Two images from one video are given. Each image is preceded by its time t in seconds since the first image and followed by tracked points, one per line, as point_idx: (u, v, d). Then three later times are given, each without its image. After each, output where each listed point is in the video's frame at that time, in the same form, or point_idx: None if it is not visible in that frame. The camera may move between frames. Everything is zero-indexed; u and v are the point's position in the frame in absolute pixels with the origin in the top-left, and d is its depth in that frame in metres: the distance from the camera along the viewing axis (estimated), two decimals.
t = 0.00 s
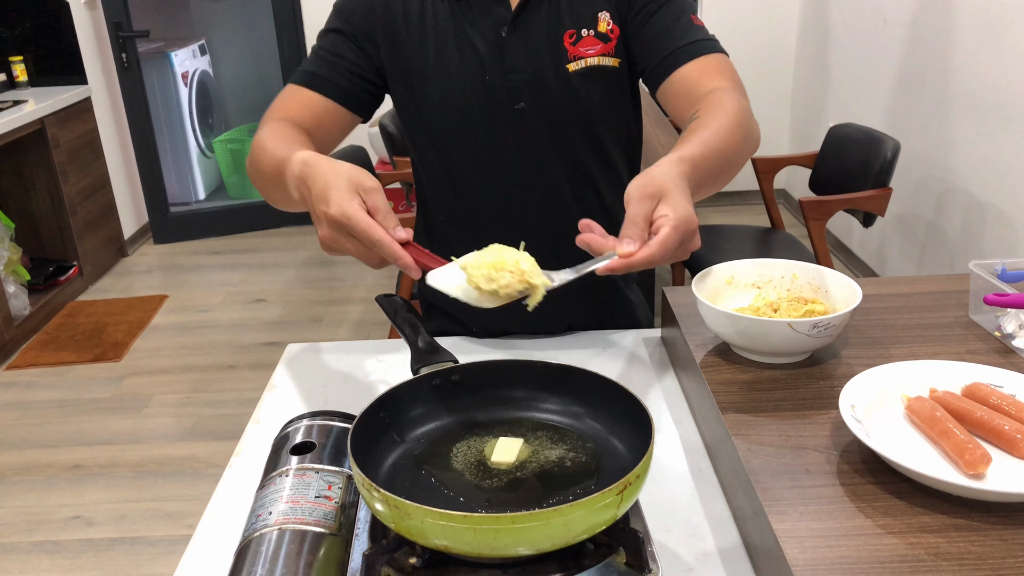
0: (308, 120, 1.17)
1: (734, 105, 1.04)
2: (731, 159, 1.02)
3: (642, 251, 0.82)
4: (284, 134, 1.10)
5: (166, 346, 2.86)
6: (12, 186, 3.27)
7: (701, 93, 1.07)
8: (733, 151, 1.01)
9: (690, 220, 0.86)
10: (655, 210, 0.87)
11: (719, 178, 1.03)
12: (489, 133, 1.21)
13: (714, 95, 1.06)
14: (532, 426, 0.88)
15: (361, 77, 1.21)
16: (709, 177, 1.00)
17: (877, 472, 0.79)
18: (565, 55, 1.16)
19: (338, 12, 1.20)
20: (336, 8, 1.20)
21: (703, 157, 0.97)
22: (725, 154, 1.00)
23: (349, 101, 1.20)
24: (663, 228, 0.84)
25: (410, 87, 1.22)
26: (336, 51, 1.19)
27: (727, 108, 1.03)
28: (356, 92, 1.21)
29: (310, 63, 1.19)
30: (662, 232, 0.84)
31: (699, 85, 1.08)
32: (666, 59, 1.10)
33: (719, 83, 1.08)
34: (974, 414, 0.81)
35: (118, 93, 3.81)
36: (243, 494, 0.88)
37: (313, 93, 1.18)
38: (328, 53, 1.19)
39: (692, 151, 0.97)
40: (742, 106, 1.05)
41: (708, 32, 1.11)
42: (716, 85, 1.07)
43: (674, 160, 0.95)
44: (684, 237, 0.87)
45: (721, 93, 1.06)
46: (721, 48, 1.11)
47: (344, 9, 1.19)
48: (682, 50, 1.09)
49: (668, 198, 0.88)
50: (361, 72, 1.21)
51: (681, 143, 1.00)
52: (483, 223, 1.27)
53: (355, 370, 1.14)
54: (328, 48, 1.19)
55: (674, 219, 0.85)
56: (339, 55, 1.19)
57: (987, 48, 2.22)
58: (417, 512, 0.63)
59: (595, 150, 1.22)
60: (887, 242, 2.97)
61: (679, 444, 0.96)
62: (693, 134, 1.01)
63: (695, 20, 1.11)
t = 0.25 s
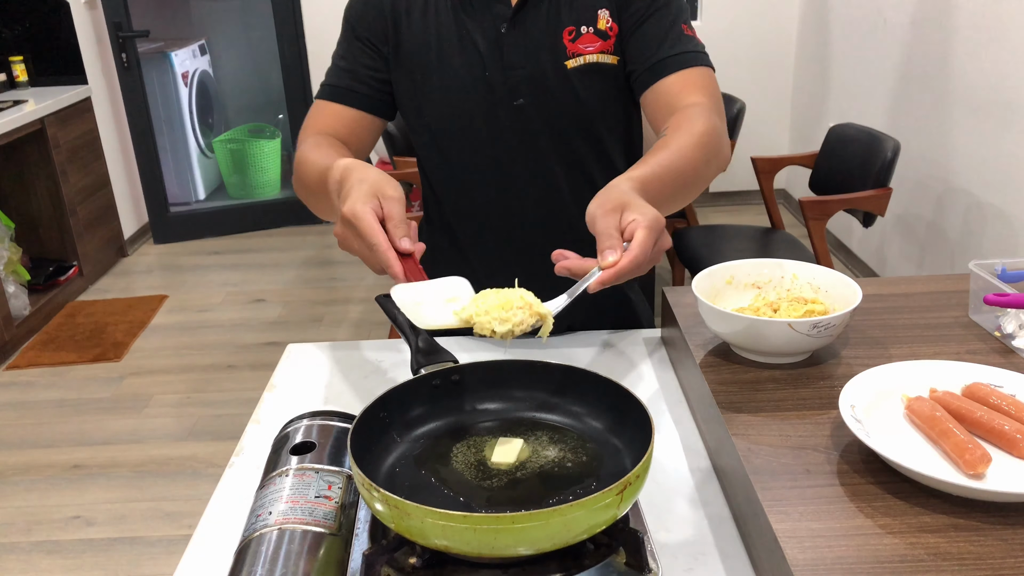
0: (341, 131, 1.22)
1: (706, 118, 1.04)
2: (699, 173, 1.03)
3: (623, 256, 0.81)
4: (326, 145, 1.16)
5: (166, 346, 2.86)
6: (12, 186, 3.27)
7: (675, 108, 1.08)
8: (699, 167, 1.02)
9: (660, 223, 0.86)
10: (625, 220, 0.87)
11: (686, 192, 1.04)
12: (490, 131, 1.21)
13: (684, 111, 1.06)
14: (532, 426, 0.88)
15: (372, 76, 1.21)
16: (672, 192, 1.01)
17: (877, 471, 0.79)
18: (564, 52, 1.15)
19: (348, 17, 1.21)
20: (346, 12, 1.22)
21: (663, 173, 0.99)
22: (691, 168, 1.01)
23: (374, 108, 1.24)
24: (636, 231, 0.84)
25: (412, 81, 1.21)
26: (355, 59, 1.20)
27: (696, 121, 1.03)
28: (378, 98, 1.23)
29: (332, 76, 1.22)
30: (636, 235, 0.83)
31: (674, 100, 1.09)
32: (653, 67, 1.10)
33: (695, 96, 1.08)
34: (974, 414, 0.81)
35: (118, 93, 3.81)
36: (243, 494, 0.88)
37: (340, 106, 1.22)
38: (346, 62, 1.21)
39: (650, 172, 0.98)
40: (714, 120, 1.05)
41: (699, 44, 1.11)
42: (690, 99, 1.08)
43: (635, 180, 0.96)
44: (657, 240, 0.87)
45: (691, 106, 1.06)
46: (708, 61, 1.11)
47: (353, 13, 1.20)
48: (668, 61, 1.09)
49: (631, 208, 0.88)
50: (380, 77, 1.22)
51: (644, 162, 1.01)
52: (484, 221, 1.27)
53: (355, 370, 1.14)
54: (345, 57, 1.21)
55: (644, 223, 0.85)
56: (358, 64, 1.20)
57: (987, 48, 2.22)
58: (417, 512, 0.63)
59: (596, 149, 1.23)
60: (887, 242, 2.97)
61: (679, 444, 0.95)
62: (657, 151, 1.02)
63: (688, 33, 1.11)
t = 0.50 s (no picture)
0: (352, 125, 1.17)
1: (692, 121, 1.02)
2: (680, 174, 1.02)
3: (605, 262, 0.80)
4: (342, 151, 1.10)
5: (166, 346, 2.86)
6: (12, 186, 3.27)
7: (662, 108, 1.07)
8: (680, 168, 1.01)
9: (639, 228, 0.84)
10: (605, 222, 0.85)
11: (667, 193, 1.02)
12: (492, 129, 1.21)
13: (671, 111, 1.04)
14: (532, 426, 0.88)
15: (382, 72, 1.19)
16: (652, 192, 0.99)
17: (877, 471, 0.79)
18: (565, 49, 1.16)
19: (357, 11, 1.19)
20: (353, 8, 1.20)
21: (645, 172, 0.97)
22: (672, 169, 0.99)
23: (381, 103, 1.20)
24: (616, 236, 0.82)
25: (416, 78, 1.21)
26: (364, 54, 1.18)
27: (682, 124, 1.02)
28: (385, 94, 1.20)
29: (339, 68, 1.18)
30: (617, 240, 0.81)
31: (661, 101, 1.07)
32: (648, 64, 1.09)
33: (685, 96, 1.07)
34: (974, 414, 0.81)
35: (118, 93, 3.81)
36: (243, 494, 0.88)
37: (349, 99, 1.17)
38: (354, 56, 1.18)
39: (633, 170, 0.96)
40: (700, 123, 1.03)
41: (695, 45, 1.10)
42: (679, 100, 1.06)
43: (617, 178, 0.94)
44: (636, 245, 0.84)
45: (679, 107, 1.05)
46: (702, 64, 1.09)
47: (363, 9, 1.18)
48: (660, 60, 1.08)
49: (612, 210, 0.86)
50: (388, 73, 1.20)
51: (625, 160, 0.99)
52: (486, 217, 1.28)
53: (355, 371, 1.14)
54: (353, 51, 1.18)
55: (625, 228, 0.82)
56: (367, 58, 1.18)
57: (987, 48, 2.22)
58: (417, 513, 0.63)
59: (598, 146, 1.23)
60: (887, 242, 2.97)
61: (679, 444, 0.96)
62: (641, 149, 1.00)
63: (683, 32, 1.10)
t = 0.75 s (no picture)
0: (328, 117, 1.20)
1: (717, 119, 1.04)
2: (716, 173, 1.03)
3: (648, 263, 0.81)
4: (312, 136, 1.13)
5: (166, 346, 2.87)
6: (12, 186, 3.27)
7: (684, 108, 1.08)
8: (715, 167, 1.02)
9: (687, 233, 0.84)
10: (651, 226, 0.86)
11: (705, 193, 1.03)
12: (493, 130, 1.21)
13: (696, 111, 1.06)
14: (532, 426, 0.88)
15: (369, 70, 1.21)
16: (694, 194, 1.00)
17: (877, 471, 0.79)
18: (570, 51, 1.16)
19: (350, 11, 1.21)
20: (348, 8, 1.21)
21: (687, 175, 0.98)
22: (710, 168, 1.01)
23: (362, 100, 1.22)
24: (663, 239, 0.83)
25: (414, 80, 1.21)
26: (351, 53, 1.20)
27: (710, 122, 1.03)
28: (369, 92, 1.23)
29: (327, 66, 1.21)
30: (663, 242, 0.82)
31: (681, 100, 1.09)
32: (663, 66, 1.10)
33: (705, 96, 1.08)
34: (974, 414, 0.81)
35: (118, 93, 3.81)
36: (243, 494, 0.88)
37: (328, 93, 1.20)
38: (341, 54, 1.20)
39: (677, 174, 0.97)
40: (725, 120, 1.05)
41: (704, 45, 1.12)
42: (700, 100, 1.08)
43: (661, 183, 0.95)
44: (682, 252, 0.85)
45: (702, 106, 1.06)
46: (713, 61, 1.11)
47: (356, 7, 1.19)
48: (677, 61, 1.09)
49: (660, 215, 0.87)
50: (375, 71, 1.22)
51: (665, 165, 1.00)
52: (487, 219, 1.27)
53: (355, 371, 1.14)
54: (341, 49, 1.20)
55: (671, 232, 0.83)
56: (353, 56, 1.20)
57: (987, 48, 2.22)
58: (417, 512, 0.63)
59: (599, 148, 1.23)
60: (887, 242, 2.97)
61: (679, 444, 0.96)
62: (677, 152, 1.01)
63: (694, 33, 1.12)
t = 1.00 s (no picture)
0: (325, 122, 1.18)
1: (716, 122, 1.04)
2: (713, 177, 1.02)
3: (647, 275, 0.80)
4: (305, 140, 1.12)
5: (166, 346, 2.87)
6: (12, 186, 3.27)
7: (682, 110, 1.08)
8: (713, 171, 1.01)
9: (686, 242, 0.84)
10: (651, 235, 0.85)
11: (702, 196, 1.03)
12: (492, 132, 1.21)
13: (693, 114, 1.06)
14: (531, 425, 0.88)
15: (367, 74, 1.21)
16: (693, 197, 1.00)
17: (877, 471, 0.79)
18: (570, 53, 1.16)
19: (348, 13, 1.20)
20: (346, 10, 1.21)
21: (687, 178, 0.97)
22: (709, 171, 1.00)
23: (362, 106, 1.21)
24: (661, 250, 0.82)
25: (414, 83, 1.21)
26: (348, 56, 1.20)
27: (708, 125, 1.03)
28: (367, 97, 1.22)
29: (323, 68, 1.20)
30: (662, 254, 0.82)
31: (679, 102, 1.09)
32: (663, 66, 1.10)
33: (703, 98, 1.09)
34: (974, 414, 0.81)
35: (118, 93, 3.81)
36: (243, 494, 0.88)
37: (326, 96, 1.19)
38: (338, 58, 1.20)
39: (677, 177, 0.97)
40: (722, 124, 1.05)
41: (703, 47, 1.11)
42: (699, 102, 1.08)
43: (661, 185, 0.95)
44: (680, 261, 0.85)
45: (700, 109, 1.06)
46: (712, 64, 1.11)
47: (355, 10, 1.19)
48: (678, 62, 1.09)
49: (661, 223, 0.86)
50: (371, 75, 1.21)
51: (664, 167, 0.99)
52: (486, 221, 1.27)
53: (354, 371, 1.14)
54: (338, 53, 1.20)
55: (670, 243, 0.83)
56: (350, 60, 1.19)
57: (987, 48, 2.22)
58: (417, 512, 0.63)
59: (599, 149, 1.23)
60: (887, 242, 2.97)
61: (679, 443, 0.96)
62: (677, 154, 1.00)
63: (694, 36, 1.12)
